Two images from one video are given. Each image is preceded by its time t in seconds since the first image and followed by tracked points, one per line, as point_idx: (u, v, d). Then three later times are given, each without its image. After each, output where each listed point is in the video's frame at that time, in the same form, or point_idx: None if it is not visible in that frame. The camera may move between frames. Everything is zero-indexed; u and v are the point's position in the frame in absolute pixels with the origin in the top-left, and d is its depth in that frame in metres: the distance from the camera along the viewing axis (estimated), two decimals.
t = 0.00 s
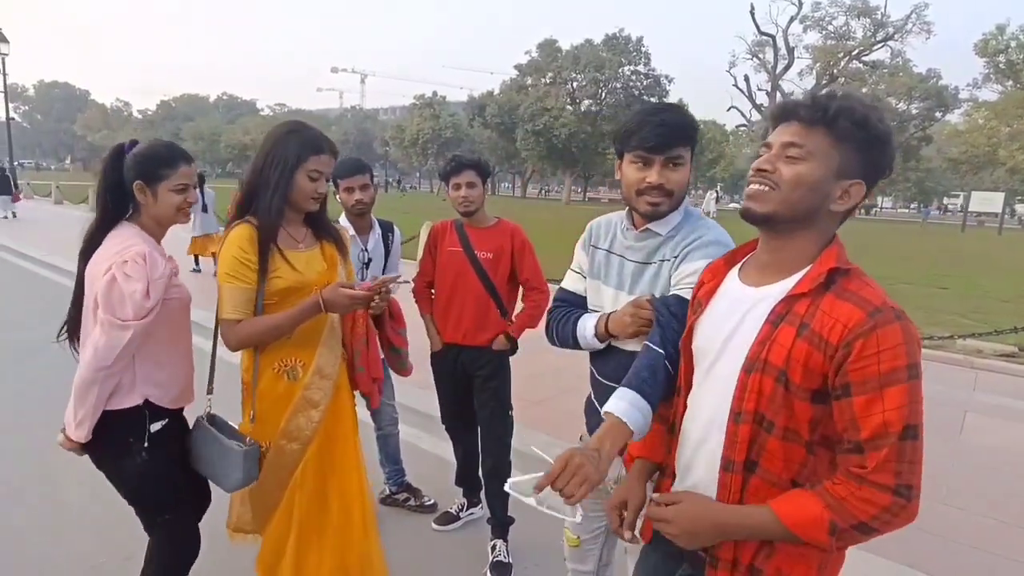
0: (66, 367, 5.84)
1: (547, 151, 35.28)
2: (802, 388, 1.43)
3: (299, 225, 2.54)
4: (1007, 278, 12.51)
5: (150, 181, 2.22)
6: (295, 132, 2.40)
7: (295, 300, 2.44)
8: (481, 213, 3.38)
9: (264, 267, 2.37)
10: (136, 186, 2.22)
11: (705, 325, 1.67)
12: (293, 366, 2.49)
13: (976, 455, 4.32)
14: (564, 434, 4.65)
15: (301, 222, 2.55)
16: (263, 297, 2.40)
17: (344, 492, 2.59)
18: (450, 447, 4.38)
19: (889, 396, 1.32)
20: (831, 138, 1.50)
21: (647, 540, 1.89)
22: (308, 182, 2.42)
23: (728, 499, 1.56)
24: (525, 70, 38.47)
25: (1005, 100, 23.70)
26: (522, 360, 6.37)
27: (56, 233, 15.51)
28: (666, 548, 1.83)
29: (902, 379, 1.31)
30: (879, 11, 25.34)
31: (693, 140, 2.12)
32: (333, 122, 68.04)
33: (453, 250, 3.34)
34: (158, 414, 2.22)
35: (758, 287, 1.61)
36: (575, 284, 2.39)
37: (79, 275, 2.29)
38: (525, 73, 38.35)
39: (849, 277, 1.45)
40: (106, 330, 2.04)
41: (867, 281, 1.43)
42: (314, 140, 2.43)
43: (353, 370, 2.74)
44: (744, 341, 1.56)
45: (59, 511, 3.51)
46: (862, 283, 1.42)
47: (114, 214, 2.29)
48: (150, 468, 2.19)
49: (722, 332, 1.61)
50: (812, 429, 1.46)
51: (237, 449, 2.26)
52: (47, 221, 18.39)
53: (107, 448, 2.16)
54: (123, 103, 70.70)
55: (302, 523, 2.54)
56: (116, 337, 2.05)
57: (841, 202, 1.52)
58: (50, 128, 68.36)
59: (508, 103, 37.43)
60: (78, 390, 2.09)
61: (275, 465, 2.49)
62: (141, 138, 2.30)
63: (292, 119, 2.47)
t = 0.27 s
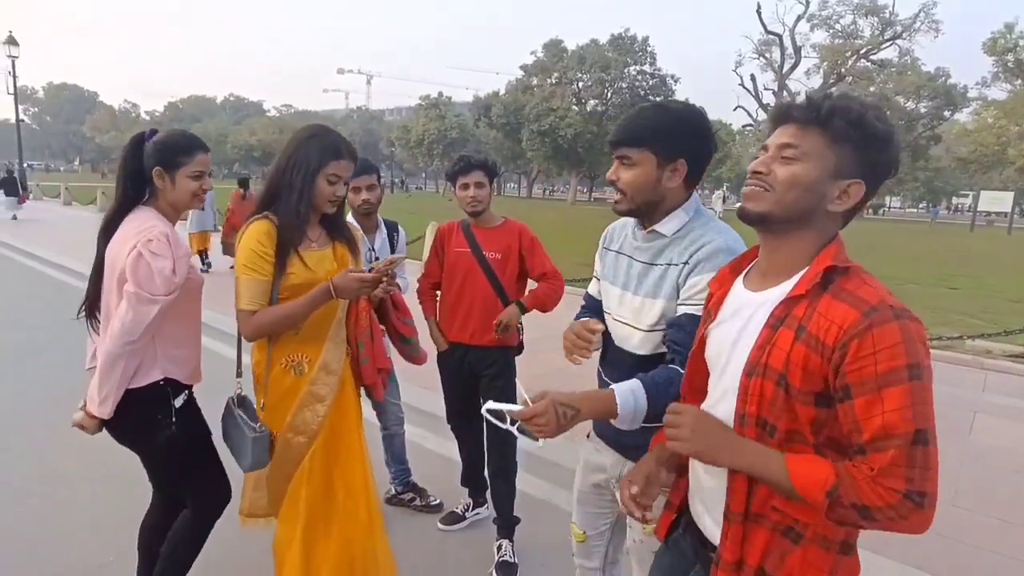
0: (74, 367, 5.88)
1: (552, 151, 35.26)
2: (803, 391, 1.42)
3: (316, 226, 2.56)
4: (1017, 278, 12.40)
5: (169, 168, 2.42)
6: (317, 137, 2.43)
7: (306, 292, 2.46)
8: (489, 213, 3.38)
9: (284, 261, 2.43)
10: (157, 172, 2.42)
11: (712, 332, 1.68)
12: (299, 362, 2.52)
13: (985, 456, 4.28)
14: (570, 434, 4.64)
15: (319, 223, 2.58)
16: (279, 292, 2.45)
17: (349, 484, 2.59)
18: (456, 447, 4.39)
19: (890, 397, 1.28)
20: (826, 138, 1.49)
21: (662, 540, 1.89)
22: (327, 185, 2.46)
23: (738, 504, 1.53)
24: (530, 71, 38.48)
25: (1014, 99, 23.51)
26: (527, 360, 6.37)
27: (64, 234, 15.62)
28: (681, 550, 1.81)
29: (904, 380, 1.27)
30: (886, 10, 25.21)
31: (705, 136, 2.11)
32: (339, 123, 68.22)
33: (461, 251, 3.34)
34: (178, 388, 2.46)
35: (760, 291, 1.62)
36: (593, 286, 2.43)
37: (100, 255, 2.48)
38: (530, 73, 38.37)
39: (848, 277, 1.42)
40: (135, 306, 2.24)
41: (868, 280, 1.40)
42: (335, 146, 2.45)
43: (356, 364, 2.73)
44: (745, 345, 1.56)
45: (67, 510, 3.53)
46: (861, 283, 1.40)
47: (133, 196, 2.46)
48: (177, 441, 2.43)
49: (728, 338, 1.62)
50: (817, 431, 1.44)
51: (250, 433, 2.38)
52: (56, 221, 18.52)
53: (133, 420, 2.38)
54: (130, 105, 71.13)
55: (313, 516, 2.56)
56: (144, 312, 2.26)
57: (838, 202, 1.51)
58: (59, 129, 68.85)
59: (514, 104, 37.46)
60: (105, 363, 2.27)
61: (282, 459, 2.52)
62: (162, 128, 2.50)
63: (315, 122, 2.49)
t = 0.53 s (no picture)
0: (81, 367, 5.91)
1: (558, 152, 35.27)
2: (784, 393, 1.41)
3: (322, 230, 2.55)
4: None
5: (187, 172, 2.45)
6: (329, 143, 2.44)
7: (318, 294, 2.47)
8: (495, 212, 3.38)
9: (296, 265, 2.44)
10: (175, 177, 2.45)
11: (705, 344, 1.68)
12: (311, 359, 2.52)
13: (993, 457, 4.25)
14: (575, 433, 4.64)
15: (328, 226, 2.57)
16: (289, 293, 2.46)
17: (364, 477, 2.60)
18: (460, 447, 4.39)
19: (849, 389, 1.27)
20: (800, 145, 1.49)
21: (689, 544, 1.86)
22: (336, 191, 2.46)
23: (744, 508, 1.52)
24: (536, 71, 38.51)
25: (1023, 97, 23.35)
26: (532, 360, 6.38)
27: (73, 234, 15.73)
28: (710, 553, 1.79)
29: (860, 369, 1.26)
30: (894, 8, 25.09)
31: (694, 132, 2.10)
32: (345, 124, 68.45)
33: (467, 250, 3.33)
34: (195, 382, 2.51)
35: (745, 295, 1.58)
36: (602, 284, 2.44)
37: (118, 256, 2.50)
38: (536, 73, 38.39)
39: (816, 275, 1.41)
40: (155, 305, 2.29)
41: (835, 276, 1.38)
42: (346, 152, 2.46)
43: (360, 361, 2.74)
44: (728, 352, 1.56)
45: (73, 509, 3.55)
46: (826, 280, 1.39)
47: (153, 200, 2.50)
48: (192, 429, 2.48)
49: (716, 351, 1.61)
50: (809, 435, 1.42)
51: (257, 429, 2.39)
52: (66, 222, 18.70)
53: (150, 415, 2.42)
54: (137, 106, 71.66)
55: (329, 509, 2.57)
56: (164, 312, 2.30)
57: (811, 209, 1.49)
58: (68, 131, 69.41)
59: (519, 104, 37.55)
60: (124, 361, 2.32)
61: (295, 455, 2.53)
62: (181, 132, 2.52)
63: (327, 128, 2.50)
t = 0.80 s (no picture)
0: (87, 368, 5.94)
1: (562, 152, 35.26)
2: (760, 411, 1.39)
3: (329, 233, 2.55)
4: None
5: (203, 185, 2.47)
6: (334, 146, 2.44)
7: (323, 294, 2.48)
8: (497, 211, 3.38)
9: (303, 267, 2.44)
10: (193, 189, 2.47)
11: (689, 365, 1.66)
12: (318, 359, 2.53)
13: (999, 458, 4.23)
14: (579, 434, 4.64)
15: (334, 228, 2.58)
16: (296, 295, 2.46)
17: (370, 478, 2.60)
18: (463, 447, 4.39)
19: (817, 404, 1.26)
20: (747, 164, 1.49)
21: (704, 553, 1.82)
22: (341, 193, 2.47)
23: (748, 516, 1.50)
24: (540, 71, 38.51)
25: None
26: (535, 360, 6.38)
27: (79, 234, 15.80)
28: (724, 559, 1.75)
29: (825, 384, 1.25)
30: (899, 7, 24.99)
31: (683, 136, 2.10)
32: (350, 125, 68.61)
33: (470, 250, 3.33)
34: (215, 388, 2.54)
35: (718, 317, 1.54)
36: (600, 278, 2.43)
37: (138, 268, 2.53)
38: (540, 73, 38.41)
39: (778, 290, 1.39)
40: (180, 315, 2.32)
41: (796, 289, 1.37)
42: (351, 155, 2.45)
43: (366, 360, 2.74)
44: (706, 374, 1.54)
45: (79, 509, 3.57)
46: (786, 294, 1.37)
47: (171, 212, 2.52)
48: (213, 434, 2.51)
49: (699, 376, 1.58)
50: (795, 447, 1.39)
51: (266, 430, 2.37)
52: (72, 222, 18.81)
53: (173, 421, 2.44)
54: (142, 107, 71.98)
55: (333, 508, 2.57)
56: (190, 322, 2.34)
57: (761, 225, 1.48)
58: (74, 132, 69.80)
59: (524, 104, 37.57)
60: (150, 371, 2.35)
61: (300, 452, 2.55)
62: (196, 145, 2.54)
63: (331, 131, 2.50)
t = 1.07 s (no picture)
0: (94, 368, 5.97)
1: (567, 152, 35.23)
2: (760, 404, 1.38)
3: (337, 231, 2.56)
4: None
5: (226, 192, 2.52)
6: (337, 144, 2.44)
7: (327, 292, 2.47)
8: (501, 210, 3.38)
9: (308, 265, 2.45)
10: (217, 196, 2.52)
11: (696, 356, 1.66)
12: (322, 359, 2.53)
13: (1007, 459, 4.21)
14: (584, 434, 4.64)
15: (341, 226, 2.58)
16: (301, 293, 2.47)
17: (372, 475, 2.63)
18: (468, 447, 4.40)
19: (813, 401, 1.25)
20: (721, 155, 1.49)
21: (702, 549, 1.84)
22: (343, 190, 2.47)
23: (745, 507, 1.49)
24: (546, 71, 38.50)
25: None
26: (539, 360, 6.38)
27: (86, 235, 15.89)
28: (719, 557, 1.77)
29: (822, 381, 1.24)
30: (907, 6, 24.86)
31: (666, 145, 2.10)
32: (355, 125, 68.76)
33: (473, 249, 3.33)
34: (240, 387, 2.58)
35: (726, 306, 1.54)
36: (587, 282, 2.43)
37: (165, 273, 2.57)
38: (546, 74, 38.40)
39: (781, 283, 1.38)
40: (204, 317, 2.35)
41: (799, 284, 1.35)
42: (352, 153, 2.45)
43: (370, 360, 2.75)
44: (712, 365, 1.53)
45: (86, 509, 3.59)
46: (790, 287, 1.35)
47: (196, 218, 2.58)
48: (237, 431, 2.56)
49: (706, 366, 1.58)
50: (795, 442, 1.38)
51: (267, 429, 2.38)
52: (79, 224, 18.91)
53: (200, 419, 2.49)
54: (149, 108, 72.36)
55: (336, 507, 2.57)
56: (214, 324, 2.37)
57: (740, 211, 1.47)
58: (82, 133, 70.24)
59: (529, 105, 37.55)
60: (177, 372, 2.39)
61: (304, 452, 2.54)
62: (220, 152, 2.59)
63: (333, 130, 2.50)
